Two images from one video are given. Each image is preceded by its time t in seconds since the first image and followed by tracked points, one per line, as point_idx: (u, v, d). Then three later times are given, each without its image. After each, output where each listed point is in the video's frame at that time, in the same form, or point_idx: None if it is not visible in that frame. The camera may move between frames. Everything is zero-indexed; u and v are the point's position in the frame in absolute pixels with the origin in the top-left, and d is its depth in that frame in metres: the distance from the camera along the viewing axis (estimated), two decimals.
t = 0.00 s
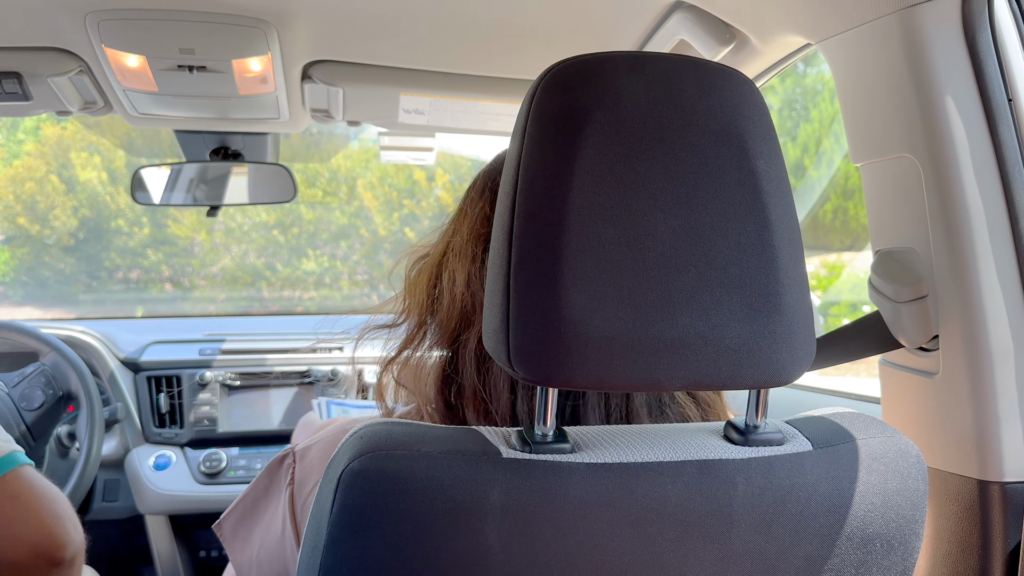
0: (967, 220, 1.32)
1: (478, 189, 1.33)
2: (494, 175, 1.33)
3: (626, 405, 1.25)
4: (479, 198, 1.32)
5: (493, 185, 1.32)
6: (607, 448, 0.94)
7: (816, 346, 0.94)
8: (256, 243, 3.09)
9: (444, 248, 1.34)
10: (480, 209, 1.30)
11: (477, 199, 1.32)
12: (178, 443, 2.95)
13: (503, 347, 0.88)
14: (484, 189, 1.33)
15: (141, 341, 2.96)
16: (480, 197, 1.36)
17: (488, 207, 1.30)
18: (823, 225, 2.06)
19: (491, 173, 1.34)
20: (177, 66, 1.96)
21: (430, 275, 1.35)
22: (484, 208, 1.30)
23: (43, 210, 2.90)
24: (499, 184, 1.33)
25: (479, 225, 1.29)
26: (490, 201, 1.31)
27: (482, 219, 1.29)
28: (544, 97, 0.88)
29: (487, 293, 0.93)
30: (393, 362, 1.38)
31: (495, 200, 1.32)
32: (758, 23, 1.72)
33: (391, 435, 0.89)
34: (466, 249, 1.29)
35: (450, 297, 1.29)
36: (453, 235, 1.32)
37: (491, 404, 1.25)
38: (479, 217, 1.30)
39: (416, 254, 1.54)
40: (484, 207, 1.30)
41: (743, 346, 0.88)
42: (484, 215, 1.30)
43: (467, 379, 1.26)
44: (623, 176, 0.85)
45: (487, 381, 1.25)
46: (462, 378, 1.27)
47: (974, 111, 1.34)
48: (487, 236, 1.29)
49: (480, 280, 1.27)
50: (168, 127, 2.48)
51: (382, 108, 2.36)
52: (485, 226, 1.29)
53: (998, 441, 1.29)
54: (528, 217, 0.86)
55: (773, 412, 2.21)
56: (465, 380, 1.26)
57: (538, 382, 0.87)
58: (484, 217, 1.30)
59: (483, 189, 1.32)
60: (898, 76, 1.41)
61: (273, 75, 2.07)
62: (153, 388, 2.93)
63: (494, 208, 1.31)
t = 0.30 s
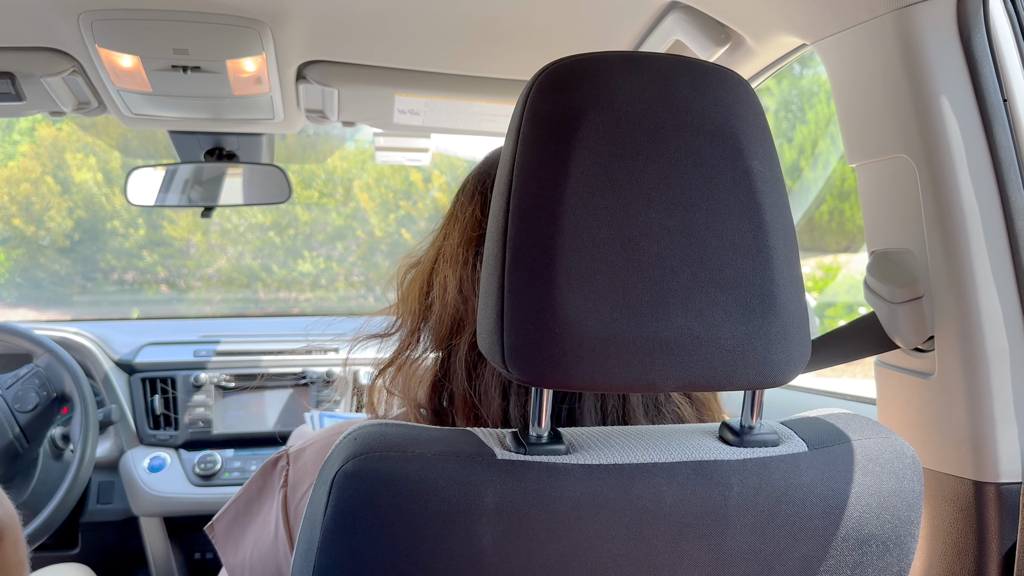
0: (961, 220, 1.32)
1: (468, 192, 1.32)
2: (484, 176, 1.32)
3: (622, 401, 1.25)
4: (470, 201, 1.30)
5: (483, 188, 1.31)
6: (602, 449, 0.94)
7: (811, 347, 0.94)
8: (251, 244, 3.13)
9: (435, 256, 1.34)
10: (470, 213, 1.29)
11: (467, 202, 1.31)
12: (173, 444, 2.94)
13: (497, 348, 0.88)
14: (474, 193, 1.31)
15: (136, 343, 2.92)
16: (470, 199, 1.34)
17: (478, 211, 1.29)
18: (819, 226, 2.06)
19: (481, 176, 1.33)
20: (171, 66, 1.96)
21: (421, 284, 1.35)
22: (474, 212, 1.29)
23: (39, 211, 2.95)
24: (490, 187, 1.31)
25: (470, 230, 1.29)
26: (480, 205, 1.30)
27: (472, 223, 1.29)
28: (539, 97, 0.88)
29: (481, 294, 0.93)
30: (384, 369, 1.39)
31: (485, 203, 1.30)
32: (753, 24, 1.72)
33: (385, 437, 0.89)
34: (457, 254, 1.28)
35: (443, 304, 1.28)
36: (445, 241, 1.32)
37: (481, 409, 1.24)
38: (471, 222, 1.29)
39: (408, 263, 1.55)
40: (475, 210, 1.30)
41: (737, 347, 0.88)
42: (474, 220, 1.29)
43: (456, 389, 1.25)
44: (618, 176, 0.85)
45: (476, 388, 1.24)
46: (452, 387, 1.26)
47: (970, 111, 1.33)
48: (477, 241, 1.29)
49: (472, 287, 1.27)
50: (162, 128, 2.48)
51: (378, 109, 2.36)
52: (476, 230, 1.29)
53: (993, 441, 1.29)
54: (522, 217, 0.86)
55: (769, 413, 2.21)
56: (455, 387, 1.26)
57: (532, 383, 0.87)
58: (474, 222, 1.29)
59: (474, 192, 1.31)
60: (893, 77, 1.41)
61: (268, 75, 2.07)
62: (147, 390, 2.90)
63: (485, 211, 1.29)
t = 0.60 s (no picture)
0: (955, 219, 1.32)
1: (467, 193, 1.32)
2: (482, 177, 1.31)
3: (621, 401, 1.25)
4: (468, 203, 1.30)
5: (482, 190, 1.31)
6: (595, 448, 0.94)
7: (803, 346, 0.94)
8: (248, 245, 3.10)
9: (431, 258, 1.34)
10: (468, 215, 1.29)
11: (465, 203, 1.31)
12: (168, 445, 2.94)
13: (490, 348, 0.88)
14: (472, 195, 1.31)
15: (131, 344, 2.94)
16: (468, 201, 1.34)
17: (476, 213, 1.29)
18: (814, 226, 2.06)
19: (478, 177, 1.32)
20: (165, 66, 1.96)
21: (417, 286, 1.35)
22: (472, 213, 1.29)
23: (35, 212, 2.91)
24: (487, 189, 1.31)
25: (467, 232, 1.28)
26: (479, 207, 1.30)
27: (470, 225, 1.28)
28: (532, 97, 0.88)
29: (475, 293, 0.93)
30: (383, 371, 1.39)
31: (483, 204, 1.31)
32: (747, 24, 1.72)
33: (378, 437, 0.89)
34: (456, 257, 1.28)
35: (440, 308, 1.28)
36: (441, 243, 1.32)
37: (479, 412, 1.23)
38: (470, 224, 1.29)
39: (404, 264, 1.55)
40: (473, 212, 1.30)
41: (730, 347, 0.88)
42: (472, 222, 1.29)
43: (451, 393, 1.25)
44: (611, 176, 0.85)
45: (473, 391, 1.24)
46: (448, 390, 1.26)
47: (963, 110, 1.34)
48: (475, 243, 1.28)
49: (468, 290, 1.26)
50: (157, 128, 2.48)
51: (373, 108, 2.36)
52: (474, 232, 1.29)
53: (987, 440, 1.29)
54: (515, 217, 0.86)
55: (764, 412, 2.21)
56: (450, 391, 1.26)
57: (525, 383, 0.87)
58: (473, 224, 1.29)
59: (471, 194, 1.31)
60: (886, 76, 1.41)
61: (262, 75, 2.07)
62: (142, 391, 2.90)
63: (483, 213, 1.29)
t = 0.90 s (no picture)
0: (953, 218, 1.32)
1: (461, 195, 1.31)
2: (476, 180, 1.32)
3: (620, 406, 1.25)
4: (463, 205, 1.30)
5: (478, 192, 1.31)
6: (593, 448, 0.94)
7: (801, 346, 0.94)
8: (245, 244, 3.09)
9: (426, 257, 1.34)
10: (462, 217, 1.29)
11: (459, 204, 1.31)
12: (165, 446, 2.94)
13: (488, 347, 0.88)
14: (467, 197, 1.31)
15: (128, 343, 2.94)
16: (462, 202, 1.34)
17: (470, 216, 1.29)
18: (813, 225, 2.06)
19: (472, 177, 1.33)
20: (162, 65, 1.95)
21: (411, 286, 1.35)
22: (466, 214, 1.29)
23: (31, 212, 2.93)
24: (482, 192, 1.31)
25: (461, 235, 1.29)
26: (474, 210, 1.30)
27: (464, 227, 1.28)
28: (529, 96, 0.88)
29: (472, 292, 0.93)
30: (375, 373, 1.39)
31: (477, 205, 1.31)
32: (744, 23, 1.72)
33: (376, 437, 0.88)
34: (450, 259, 1.28)
35: (434, 311, 1.28)
36: (436, 243, 1.32)
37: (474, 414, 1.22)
38: (465, 227, 1.29)
39: (398, 262, 1.54)
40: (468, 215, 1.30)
41: (728, 345, 0.88)
42: (465, 224, 1.29)
43: (446, 394, 1.24)
44: (609, 175, 0.85)
45: (468, 393, 1.23)
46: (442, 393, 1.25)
47: (960, 108, 1.34)
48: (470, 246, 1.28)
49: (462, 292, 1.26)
50: (154, 128, 2.48)
51: (370, 108, 2.36)
52: (470, 235, 1.29)
53: (984, 438, 1.30)
54: (513, 215, 0.86)
55: (760, 411, 2.21)
56: (444, 393, 1.25)
57: (523, 382, 0.87)
58: (468, 227, 1.29)
59: (466, 196, 1.31)
60: (884, 75, 1.41)
61: (259, 74, 2.07)
62: (140, 391, 2.91)
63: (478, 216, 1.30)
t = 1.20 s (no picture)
0: (950, 217, 1.32)
1: (441, 202, 1.31)
2: (456, 187, 1.31)
3: (609, 405, 1.25)
4: (442, 212, 1.30)
5: (458, 197, 1.31)
6: (590, 447, 0.94)
7: (798, 345, 0.94)
8: (243, 244, 3.09)
9: (412, 262, 1.35)
10: (442, 224, 1.29)
11: (439, 212, 1.31)
12: (163, 445, 2.95)
13: (485, 346, 0.88)
14: (448, 203, 1.30)
15: (125, 343, 2.93)
16: (444, 209, 1.34)
17: (450, 223, 1.29)
18: (810, 224, 2.06)
19: (451, 183, 1.32)
20: (159, 64, 1.95)
21: (397, 293, 1.36)
22: (446, 221, 1.29)
23: (29, 211, 2.92)
24: (460, 197, 1.31)
25: (440, 243, 1.29)
26: (454, 217, 1.30)
27: (443, 235, 1.29)
28: (526, 95, 0.88)
29: (470, 292, 0.93)
30: (364, 376, 1.38)
31: (456, 211, 1.30)
32: (741, 22, 1.72)
33: (373, 436, 0.88)
34: (431, 266, 1.28)
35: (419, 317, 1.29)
36: (420, 250, 1.33)
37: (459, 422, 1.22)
38: (445, 235, 1.29)
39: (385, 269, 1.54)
40: (449, 221, 1.30)
41: (726, 344, 0.88)
42: (444, 232, 1.29)
43: (432, 403, 1.23)
44: (606, 174, 0.85)
45: (452, 402, 1.22)
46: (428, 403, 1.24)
47: (957, 108, 1.34)
48: (450, 253, 1.28)
49: (443, 300, 1.27)
50: (151, 127, 2.48)
51: (368, 107, 2.36)
52: (450, 242, 1.29)
53: (981, 437, 1.30)
54: (510, 214, 0.86)
55: (758, 410, 2.21)
56: (431, 404, 1.25)
57: (520, 381, 0.87)
58: (449, 235, 1.29)
59: (444, 203, 1.30)
60: (881, 73, 1.41)
61: (257, 73, 2.07)
62: (137, 390, 2.91)
63: (459, 221, 1.29)
